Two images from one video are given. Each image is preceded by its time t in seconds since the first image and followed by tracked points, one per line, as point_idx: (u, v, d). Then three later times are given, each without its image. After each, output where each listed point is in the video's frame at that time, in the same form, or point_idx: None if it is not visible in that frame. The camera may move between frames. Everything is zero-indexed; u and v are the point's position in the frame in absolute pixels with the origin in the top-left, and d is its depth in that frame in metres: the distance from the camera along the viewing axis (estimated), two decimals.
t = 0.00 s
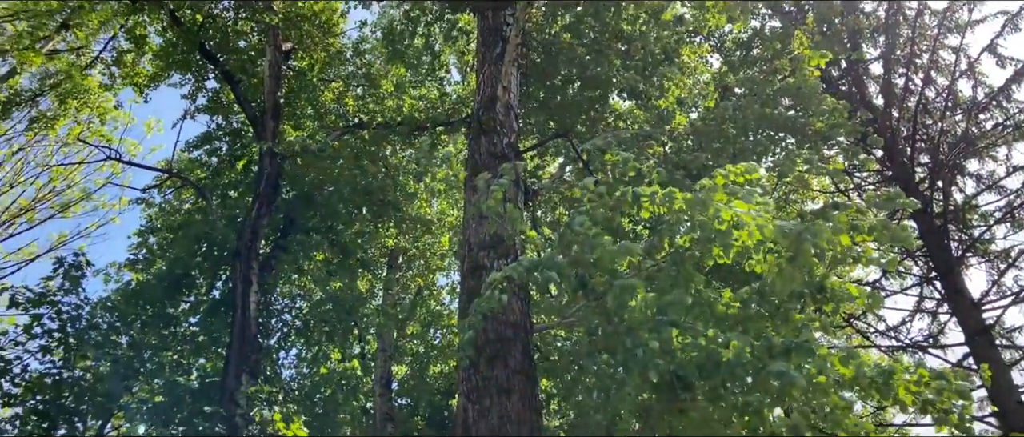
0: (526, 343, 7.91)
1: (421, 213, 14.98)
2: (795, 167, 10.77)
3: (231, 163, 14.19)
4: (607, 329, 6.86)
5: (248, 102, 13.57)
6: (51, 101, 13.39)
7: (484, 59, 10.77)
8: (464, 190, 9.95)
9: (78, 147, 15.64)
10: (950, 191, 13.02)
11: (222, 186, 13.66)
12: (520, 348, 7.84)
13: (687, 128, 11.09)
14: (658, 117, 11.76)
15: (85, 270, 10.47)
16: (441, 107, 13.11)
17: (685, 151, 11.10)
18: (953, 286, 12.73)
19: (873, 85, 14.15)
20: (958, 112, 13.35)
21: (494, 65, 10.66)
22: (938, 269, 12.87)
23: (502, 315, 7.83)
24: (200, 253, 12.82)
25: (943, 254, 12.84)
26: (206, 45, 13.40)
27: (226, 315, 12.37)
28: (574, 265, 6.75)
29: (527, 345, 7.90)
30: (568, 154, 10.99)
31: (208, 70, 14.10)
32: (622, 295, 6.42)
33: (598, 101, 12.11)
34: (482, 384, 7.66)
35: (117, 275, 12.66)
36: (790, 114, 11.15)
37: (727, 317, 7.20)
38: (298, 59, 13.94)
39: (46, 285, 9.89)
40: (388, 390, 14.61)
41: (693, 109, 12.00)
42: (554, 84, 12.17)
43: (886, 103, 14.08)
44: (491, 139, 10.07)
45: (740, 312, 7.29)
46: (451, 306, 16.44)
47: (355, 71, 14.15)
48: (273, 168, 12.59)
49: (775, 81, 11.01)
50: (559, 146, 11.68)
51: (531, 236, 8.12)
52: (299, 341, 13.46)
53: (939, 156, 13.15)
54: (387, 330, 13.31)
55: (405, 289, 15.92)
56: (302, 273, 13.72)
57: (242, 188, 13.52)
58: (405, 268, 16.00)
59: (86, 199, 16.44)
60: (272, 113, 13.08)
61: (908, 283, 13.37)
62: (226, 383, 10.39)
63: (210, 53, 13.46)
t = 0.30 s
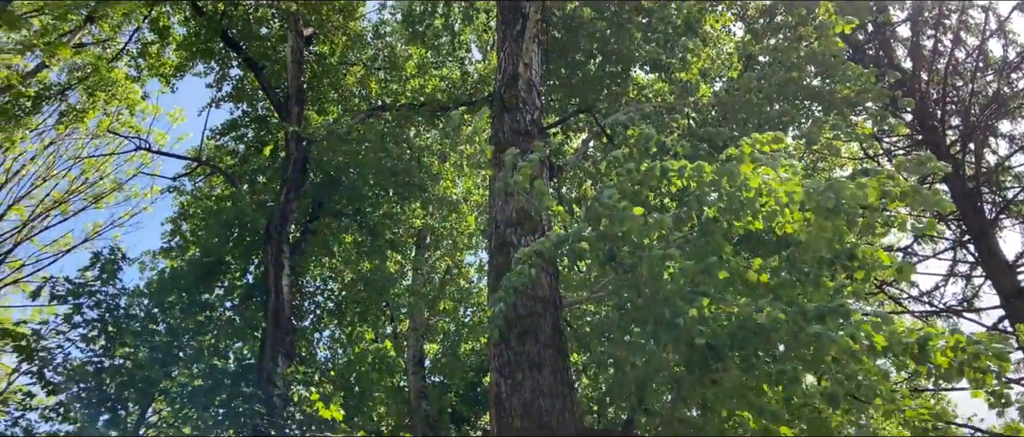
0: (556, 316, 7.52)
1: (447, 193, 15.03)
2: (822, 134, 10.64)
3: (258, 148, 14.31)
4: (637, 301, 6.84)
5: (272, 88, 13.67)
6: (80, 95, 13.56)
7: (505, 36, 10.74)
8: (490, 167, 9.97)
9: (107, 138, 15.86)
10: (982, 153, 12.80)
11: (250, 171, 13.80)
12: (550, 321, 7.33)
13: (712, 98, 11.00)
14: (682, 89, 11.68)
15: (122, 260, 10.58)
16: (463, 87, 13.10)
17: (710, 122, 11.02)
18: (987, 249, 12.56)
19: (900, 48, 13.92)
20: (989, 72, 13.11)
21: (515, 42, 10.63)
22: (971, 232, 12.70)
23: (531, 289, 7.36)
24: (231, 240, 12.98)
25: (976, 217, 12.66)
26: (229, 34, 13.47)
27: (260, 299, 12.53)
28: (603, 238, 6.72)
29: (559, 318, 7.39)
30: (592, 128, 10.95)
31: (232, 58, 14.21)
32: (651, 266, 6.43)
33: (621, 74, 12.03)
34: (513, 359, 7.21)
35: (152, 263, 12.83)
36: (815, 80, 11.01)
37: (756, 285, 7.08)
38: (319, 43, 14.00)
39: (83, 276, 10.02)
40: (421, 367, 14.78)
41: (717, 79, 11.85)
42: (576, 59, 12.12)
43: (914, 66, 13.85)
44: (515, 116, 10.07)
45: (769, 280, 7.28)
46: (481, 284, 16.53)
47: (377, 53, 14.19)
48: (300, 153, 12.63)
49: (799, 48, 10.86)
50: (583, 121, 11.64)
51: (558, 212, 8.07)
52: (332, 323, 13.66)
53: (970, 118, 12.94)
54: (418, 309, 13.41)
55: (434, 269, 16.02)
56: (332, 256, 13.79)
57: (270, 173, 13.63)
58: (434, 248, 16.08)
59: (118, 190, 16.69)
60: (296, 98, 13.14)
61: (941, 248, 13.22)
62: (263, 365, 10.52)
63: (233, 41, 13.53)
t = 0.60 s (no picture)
0: (583, 286, 7.12)
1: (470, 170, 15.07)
2: (846, 99, 10.52)
3: (280, 131, 14.39)
4: (664, 271, 6.84)
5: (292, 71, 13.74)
6: (104, 83, 13.71)
7: (522, 10, 10.64)
8: (512, 142, 9.95)
9: (132, 125, 16.04)
10: (1011, 113, 12.59)
11: (274, 154, 13.92)
12: (576, 294, 7.03)
13: (733, 67, 10.91)
14: (702, 58, 11.59)
15: (155, 246, 10.71)
16: (482, 64, 13.05)
17: (732, 91, 10.94)
18: (1017, 210, 12.43)
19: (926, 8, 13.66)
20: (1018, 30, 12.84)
21: (533, 16, 10.54)
22: (1000, 194, 12.55)
23: (557, 260, 7.08)
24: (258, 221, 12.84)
25: (1006, 178, 12.50)
26: (248, 18, 13.48)
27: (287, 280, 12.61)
28: (628, 209, 6.72)
29: (585, 290, 7.08)
30: (612, 100, 10.92)
31: (252, 42, 14.25)
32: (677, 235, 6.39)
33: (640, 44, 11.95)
34: (540, 330, 6.91)
35: (181, 247, 13.02)
36: (839, 45, 10.85)
37: (784, 249, 7.06)
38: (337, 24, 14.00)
39: (117, 262, 10.17)
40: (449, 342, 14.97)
41: (738, 47, 11.73)
42: (595, 31, 12.02)
43: (940, 26, 13.60)
44: (534, 90, 10.05)
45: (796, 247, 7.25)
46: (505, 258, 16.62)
47: (395, 32, 14.16)
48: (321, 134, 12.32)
49: (821, 12, 10.70)
50: (604, 93, 11.60)
51: (582, 185, 8.04)
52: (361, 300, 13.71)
53: (999, 78, 12.72)
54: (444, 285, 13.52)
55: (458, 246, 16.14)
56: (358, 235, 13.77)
57: (293, 156, 13.71)
58: (459, 225, 16.17)
59: (145, 176, 16.90)
60: (317, 80, 13.17)
61: (969, 210, 13.07)
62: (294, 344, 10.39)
63: (252, 26, 13.55)
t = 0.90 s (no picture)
0: (603, 255, 7.17)
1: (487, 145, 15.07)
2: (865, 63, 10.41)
3: (297, 110, 14.43)
4: (683, 240, 6.85)
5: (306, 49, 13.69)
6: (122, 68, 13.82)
7: None
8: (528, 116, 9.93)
9: (151, 108, 16.15)
10: None
11: (292, 133, 13.98)
12: (596, 265, 7.07)
13: (750, 34, 10.81)
14: (718, 26, 11.48)
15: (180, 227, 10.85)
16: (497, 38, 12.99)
17: (749, 58, 10.86)
18: None
19: None
20: None
21: None
22: None
23: (576, 231, 7.10)
24: (279, 200, 12.92)
25: None
26: None
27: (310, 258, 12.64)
28: (646, 179, 6.72)
29: (605, 261, 7.11)
30: (628, 71, 10.86)
31: (266, 22, 14.27)
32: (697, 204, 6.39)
33: (655, 14, 11.85)
34: (562, 301, 6.94)
35: (204, 228, 13.15)
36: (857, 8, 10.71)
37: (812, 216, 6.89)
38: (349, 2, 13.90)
39: (143, 243, 10.32)
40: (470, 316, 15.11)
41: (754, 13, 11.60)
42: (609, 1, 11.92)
43: None
44: (550, 62, 10.02)
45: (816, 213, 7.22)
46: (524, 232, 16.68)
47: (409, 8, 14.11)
48: (337, 112, 12.26)
49: None
50: (619, 65, 11.54)
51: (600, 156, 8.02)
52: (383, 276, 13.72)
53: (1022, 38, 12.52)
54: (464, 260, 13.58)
55: (477, 221, 16.19)
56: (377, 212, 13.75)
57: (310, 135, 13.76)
58: (477, 200, 16.22)
59: (165, 158, 17.05)
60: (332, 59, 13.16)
61: (992, 173, 12.94)
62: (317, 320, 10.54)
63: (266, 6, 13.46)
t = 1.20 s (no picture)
0: (618, 225, 7.16)
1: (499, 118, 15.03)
2: (879, 26, 10.30)
3: (308, 86, 14.42)
4: (698, 208, 6.80)
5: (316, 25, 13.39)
6: (133, 47, 13.85)
7: None
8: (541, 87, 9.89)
9: (164, 87, 16.19)
10: None
11: (304, 109, 13.98)
12: (611, 233, 7.06)
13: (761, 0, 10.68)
14: None
15: (196, 203, 10.92)
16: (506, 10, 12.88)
17: (762, 24, 10.73)
18: None
19: None
20: None
21: None
22: None
23: (591, 200, 7.08)
24: (293, 177, 12.70)
25: None
26: None
27: (326, 234, 12.42)
28: (661, 147, 6.68)
29: (620, 229, 7.10)
30: (639, 39, 10.82)
31: None
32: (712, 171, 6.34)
33: None
34: (577, 269, 6.92)
35: (219, 205, 13.21)
36: None
37: (828, 182, 6.85)
38: None
39: (160, 220, 10.39)
40: (485, 289, 15.18)
41: None
42: None
43: None
44: (560, 32, 9.96)
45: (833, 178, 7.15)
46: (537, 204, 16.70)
47: None
48: (348, 86, 12.14)
49: None
50: (630, 34, 11.44)
51: (613, 124, 7.98)
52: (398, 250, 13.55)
53: None
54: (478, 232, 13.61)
55: (489, 194, 16.22)
56: (391, 188, 13.50)
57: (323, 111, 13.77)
58: (489, 173, 16.22)
59: (179, 136, 17.13)
60: (341, 34, 13.04)
61: (1009, 136, 12.79)
62: (334, 293, 10.64)
63: None
